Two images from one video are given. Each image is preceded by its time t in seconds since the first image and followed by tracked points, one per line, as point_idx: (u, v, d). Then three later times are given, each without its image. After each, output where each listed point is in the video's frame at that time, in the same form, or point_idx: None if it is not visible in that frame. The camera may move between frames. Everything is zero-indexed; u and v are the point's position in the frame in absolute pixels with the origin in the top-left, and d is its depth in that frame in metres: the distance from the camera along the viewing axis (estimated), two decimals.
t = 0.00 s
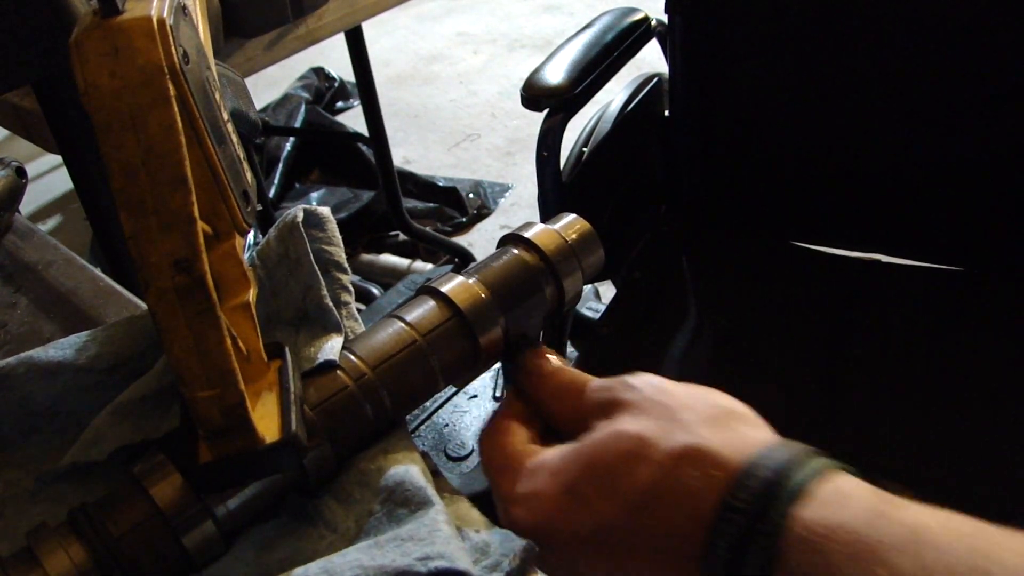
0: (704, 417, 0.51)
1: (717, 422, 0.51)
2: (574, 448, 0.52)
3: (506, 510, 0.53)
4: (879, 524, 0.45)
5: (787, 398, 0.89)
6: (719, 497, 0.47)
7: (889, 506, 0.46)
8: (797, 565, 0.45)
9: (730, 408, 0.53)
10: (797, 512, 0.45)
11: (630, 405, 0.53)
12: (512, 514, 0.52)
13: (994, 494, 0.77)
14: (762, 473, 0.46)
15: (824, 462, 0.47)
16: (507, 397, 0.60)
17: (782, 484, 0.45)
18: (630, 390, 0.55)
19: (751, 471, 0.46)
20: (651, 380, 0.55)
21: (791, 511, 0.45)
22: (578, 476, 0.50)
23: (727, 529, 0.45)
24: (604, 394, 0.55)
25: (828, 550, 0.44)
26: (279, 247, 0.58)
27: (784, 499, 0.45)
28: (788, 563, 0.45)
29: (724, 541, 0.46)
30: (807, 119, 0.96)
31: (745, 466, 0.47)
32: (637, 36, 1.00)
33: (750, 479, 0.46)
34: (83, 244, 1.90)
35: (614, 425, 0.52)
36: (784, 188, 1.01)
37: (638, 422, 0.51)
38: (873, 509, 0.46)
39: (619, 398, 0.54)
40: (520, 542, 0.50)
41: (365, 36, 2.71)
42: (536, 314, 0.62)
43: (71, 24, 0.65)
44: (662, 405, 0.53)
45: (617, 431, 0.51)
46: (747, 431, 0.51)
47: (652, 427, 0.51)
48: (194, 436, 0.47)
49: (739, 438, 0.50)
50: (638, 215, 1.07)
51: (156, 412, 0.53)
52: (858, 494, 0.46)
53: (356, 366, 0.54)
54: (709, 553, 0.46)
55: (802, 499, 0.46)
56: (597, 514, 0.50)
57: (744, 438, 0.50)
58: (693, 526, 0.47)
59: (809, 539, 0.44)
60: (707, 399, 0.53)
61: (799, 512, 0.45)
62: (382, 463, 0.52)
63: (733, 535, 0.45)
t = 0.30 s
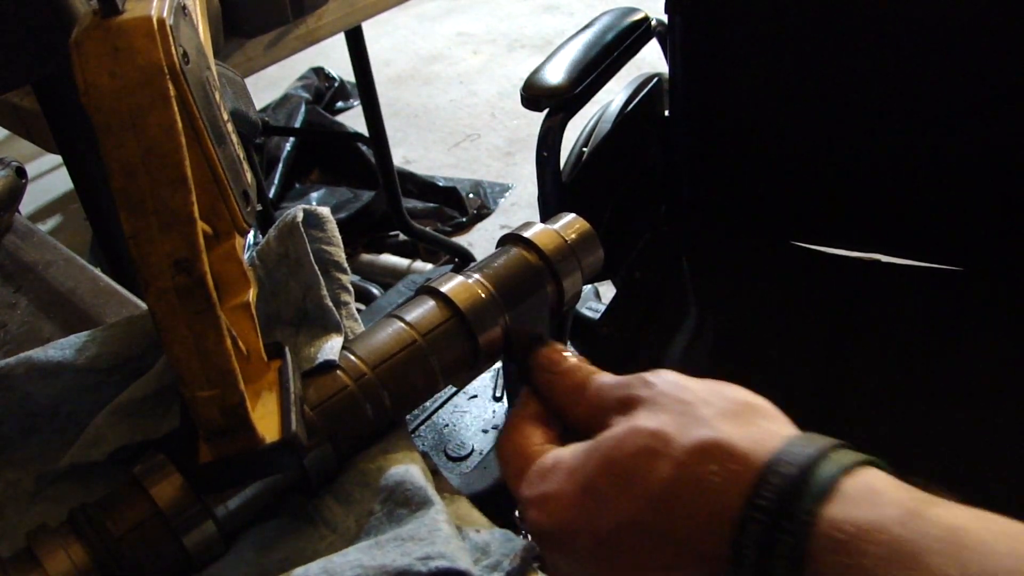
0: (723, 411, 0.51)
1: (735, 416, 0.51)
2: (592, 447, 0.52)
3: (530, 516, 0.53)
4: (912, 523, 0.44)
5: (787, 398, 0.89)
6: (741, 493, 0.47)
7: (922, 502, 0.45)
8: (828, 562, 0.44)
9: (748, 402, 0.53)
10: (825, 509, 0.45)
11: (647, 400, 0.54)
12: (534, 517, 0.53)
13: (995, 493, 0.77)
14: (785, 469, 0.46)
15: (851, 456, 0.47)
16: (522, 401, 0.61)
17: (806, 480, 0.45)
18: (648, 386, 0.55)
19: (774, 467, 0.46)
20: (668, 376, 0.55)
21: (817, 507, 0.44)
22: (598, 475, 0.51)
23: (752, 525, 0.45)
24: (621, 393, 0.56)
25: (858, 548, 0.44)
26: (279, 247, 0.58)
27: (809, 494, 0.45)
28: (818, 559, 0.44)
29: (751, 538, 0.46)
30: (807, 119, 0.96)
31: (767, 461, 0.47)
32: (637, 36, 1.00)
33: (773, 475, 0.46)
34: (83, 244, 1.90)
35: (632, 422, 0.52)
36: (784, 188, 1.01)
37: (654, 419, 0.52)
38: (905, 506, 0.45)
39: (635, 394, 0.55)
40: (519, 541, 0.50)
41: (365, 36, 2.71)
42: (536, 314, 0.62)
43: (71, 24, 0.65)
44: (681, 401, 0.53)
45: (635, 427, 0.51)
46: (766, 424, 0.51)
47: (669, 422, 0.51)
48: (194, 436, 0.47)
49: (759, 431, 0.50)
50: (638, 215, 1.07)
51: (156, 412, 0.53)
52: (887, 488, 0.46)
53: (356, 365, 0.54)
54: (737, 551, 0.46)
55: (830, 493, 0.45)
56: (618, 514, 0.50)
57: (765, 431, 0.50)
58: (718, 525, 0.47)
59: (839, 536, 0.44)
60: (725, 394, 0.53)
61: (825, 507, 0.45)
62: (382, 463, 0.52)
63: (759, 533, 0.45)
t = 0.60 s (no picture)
0: (652, 404, 0.56)
1: (664, 409, 0.55)
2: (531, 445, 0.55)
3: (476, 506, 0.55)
4: (821, 504, 0.47)
5: (787, 399, 0.89)
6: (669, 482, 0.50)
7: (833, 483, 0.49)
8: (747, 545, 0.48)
9: (679, 393, 0.57)
10: (743, 494, 0.48)
11: (585, 396, 0.58)
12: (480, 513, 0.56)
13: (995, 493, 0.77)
14: (706, 459, 0.49)
15: (771, 439, 0.50)
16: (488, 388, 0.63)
17: (726, 467, 0.49)
18: (589, 383, 0.59)
19: (695, 456, 0.50)
20: (608, 373, 0.59)
21: (735, 493, 0.48)
22: (536, 471, 0.54)
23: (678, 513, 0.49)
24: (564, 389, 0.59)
25: (774, 530, 0.47)
26: (279, 247, 0.58)
27: (727, 481, 0.48)
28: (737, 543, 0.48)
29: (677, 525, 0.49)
30: (807, 119, 0.96)
31: (690, 450, 0.50)
32: (637, 36, 1.00)
33: (695, 464, 0.49)
34: (83, 244, 1.90)
35: (568, 419, 0.55)
36: (784, 188, 1.01)
37: (589, 417, 0.55)
38: (815, 488, 0.48)
39: (575, 392, 0.59)
40: (519, 541, 0.49)
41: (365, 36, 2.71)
42: (536, 314, 0.62)
43: (71, 24, 0.65)
44: (615, 397, 0.57)
45: (571, 425, 0.55)
46: (694, 414, 0.55)
47: (603, 418, 0.55)
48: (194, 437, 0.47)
49: (684, 420, 0.54)
50: (638, 215, 1.07)
51: (156, 413, 0.53)
52: (801, 470, 0.49)
53: (356, 365, 0.54)
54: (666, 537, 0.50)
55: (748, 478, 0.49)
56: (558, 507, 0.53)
57: (691, 420, 0.54)
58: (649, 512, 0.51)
59: (756, 520, 0.48)
60: (656, 387, 0.57)
61: (742, 492, 0.48)
62: (382, 463, 0.52)
63: (685, 520, 0.49)
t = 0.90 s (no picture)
0: (688, 420, 0.53)
1: (700, 425, 0.52)
2: (559, 460, 0.54)
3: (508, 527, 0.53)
4: (864, 530, 0.45)
5: (787, 398, 0.89)
6: (700, 504, 0.48)
7: (874, 506, 0.46)
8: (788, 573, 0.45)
9: (717, 408, 0.54)
10: (778, 518, 0.46)
11: (616, 411, 0.56)
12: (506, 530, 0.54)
13: (994, 493, 0.77)
14: (742, 479, 0.47)
15: (812, 462, 0.48)
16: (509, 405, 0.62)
17: (763, 488, 0.46)
18: (620, 397, 0.57)
19: (731, 476, 0.47)
20: (640, 387, 0.57)
21: (770, 515, 0.46)
22: (563, 488, 0.52)
23: (714, 537, 0.47)
24: (595, 402, 0.57)
25: (812, 557, 0.45)
26: (279, 247, 0.58)
27: (763, 502, 0.46)
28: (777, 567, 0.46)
29: (712, 549, 0.47)
30: (807, 119, 0.96)
31: (726, 470, 0.48)
32: (637, 36, 1.00)
33: (729, 484, 0.47)
34: (83, 243, 1.90)
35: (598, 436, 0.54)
36: (784, 188, 1.01)
37: (621, 432, 0.53)
38: (859, 515, 0.45)
39: (606, 406, 0.57)
40: (518, 541, 0.50)
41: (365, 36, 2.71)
42: (536, 314, 0.62)
43: (71, 24, 0.65)
44: (646, 412, 0.54)
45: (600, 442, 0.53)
46: (731, 431, 0.52)
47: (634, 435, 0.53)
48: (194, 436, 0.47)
49: (720, 438, 0.51)
50: (637, 215, 1.07)
51: (156, 413, 0.53)
52: (842, 493, 0.47)
53: (356, 365, 0.54)
54: (702, 562, 0.48)
55: (786, 501, 0.46)
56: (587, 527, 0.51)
57: (728, 438, 0.51)
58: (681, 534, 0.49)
59: (795, 544, 0.45)
60: (691, 402, 0.55)
61: (778, 515, 0.46)
62: (382, 463, 0.52)
63: (717, 544, 0.47)
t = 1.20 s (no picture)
0: (719, 417, 0.52)
1: (732, 423, 0.52)
2: (585, 452, 0.52)
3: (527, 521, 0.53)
4: (906, 533, 0.44)
5: (787, 398, 0.89)
6: (737, 502, 0.47)
7: (916, 512, 0.46)
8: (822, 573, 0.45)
9: (745, 407, 0.53)
10: (817, 519, 0.45)
11: (643, 407, 0.54)
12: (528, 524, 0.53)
13: (995, 493, 0.77)
14: (781, 480, 0.46)
15: (847, 463, 0.47)
16: (525, 400, 0.61)
17: (802, 489, 0.45)
18: (646, 393, 0.55)
19: (770, 476, 0.46)
20: (667, 384, 0.56)
21: (810, 516, 0.45)
22: (591, 482, 0.51)
23: (747, 534, 0.46)
24: (616, 399, 0.56)
25: (854, 559, 0.44)
26: (279, 247, 0.58)
27: (802, 502, 0.45)
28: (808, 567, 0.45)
29: (744, 548, 0.46)
30: (807, 119, 0.96)
31: (763, 469, 0.47)
32: (637, 36, 1.00)
33: (768, 485, 0.46)
34: (83, 244, 1.90)
35: (628, 429, 0.52)
36: (784, 187, 1.01)
37: (651, 426, 0.52)
38: (900, 516, 0.45)
39: (632, 401, 0.55)
40: (519, 541, 0.50)
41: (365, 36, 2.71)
42: (536, 314, 0.62)
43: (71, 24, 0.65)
44: (677, 408, 0.53)
45: (628, 435, 0.51)
46: (762, 430, 0.51)
47: (665, 430, 0.52)
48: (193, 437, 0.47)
49: (752, 437, 0.50)
50: (637, 215, 1.07)
51: (156, 412, 0.53)
52: (879, 495, 0.46)
53: (356, 365, 0.54)
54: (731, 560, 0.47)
55: (824, 503, 0.45)
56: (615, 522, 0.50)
57: (760, 437, 0.50)
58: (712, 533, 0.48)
59: (833, 547, 0.44)
60: (720, 400, 0.54)
61: (818, 516, 0.45)
62: (382, 463, 0.52)
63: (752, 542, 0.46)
